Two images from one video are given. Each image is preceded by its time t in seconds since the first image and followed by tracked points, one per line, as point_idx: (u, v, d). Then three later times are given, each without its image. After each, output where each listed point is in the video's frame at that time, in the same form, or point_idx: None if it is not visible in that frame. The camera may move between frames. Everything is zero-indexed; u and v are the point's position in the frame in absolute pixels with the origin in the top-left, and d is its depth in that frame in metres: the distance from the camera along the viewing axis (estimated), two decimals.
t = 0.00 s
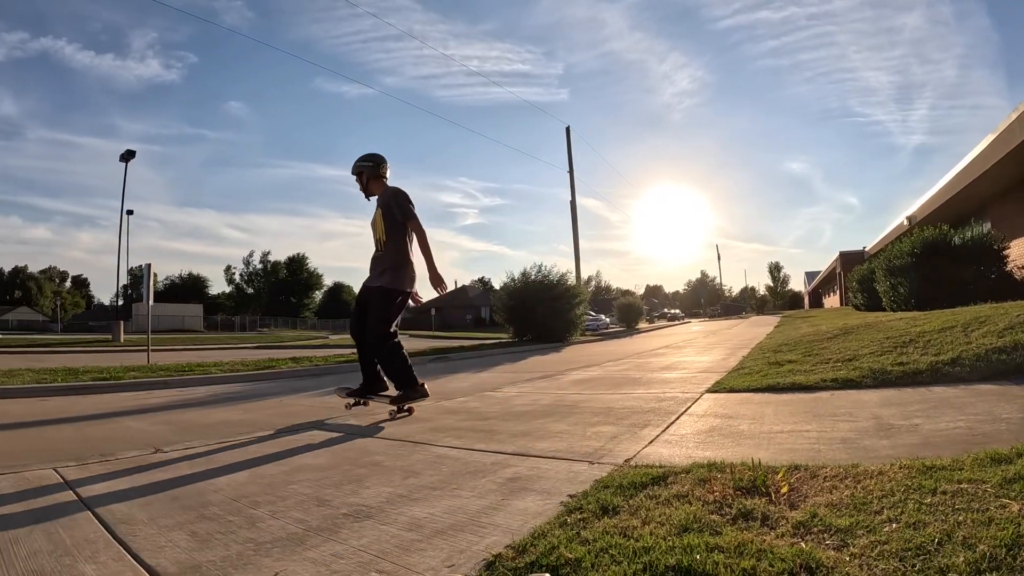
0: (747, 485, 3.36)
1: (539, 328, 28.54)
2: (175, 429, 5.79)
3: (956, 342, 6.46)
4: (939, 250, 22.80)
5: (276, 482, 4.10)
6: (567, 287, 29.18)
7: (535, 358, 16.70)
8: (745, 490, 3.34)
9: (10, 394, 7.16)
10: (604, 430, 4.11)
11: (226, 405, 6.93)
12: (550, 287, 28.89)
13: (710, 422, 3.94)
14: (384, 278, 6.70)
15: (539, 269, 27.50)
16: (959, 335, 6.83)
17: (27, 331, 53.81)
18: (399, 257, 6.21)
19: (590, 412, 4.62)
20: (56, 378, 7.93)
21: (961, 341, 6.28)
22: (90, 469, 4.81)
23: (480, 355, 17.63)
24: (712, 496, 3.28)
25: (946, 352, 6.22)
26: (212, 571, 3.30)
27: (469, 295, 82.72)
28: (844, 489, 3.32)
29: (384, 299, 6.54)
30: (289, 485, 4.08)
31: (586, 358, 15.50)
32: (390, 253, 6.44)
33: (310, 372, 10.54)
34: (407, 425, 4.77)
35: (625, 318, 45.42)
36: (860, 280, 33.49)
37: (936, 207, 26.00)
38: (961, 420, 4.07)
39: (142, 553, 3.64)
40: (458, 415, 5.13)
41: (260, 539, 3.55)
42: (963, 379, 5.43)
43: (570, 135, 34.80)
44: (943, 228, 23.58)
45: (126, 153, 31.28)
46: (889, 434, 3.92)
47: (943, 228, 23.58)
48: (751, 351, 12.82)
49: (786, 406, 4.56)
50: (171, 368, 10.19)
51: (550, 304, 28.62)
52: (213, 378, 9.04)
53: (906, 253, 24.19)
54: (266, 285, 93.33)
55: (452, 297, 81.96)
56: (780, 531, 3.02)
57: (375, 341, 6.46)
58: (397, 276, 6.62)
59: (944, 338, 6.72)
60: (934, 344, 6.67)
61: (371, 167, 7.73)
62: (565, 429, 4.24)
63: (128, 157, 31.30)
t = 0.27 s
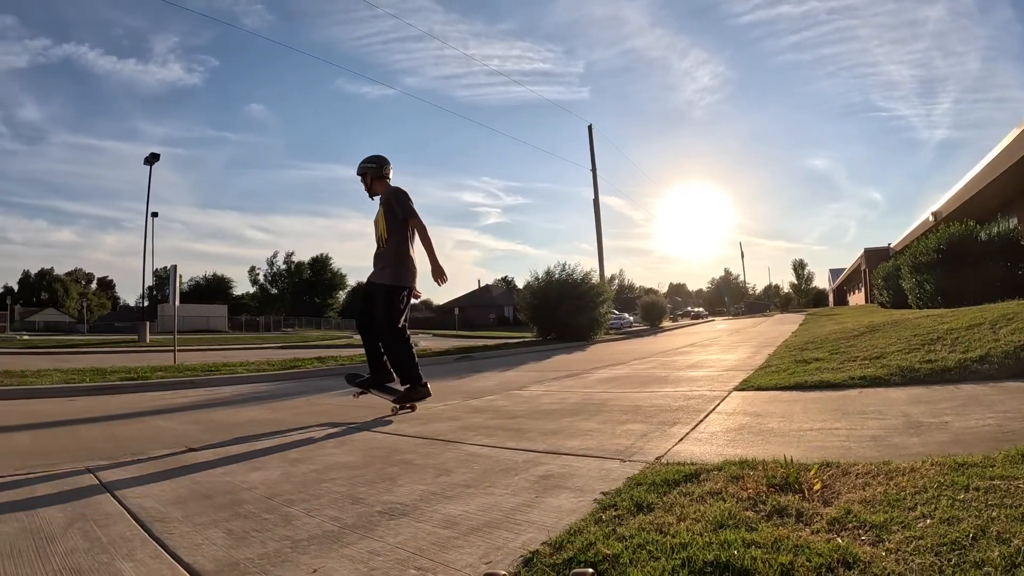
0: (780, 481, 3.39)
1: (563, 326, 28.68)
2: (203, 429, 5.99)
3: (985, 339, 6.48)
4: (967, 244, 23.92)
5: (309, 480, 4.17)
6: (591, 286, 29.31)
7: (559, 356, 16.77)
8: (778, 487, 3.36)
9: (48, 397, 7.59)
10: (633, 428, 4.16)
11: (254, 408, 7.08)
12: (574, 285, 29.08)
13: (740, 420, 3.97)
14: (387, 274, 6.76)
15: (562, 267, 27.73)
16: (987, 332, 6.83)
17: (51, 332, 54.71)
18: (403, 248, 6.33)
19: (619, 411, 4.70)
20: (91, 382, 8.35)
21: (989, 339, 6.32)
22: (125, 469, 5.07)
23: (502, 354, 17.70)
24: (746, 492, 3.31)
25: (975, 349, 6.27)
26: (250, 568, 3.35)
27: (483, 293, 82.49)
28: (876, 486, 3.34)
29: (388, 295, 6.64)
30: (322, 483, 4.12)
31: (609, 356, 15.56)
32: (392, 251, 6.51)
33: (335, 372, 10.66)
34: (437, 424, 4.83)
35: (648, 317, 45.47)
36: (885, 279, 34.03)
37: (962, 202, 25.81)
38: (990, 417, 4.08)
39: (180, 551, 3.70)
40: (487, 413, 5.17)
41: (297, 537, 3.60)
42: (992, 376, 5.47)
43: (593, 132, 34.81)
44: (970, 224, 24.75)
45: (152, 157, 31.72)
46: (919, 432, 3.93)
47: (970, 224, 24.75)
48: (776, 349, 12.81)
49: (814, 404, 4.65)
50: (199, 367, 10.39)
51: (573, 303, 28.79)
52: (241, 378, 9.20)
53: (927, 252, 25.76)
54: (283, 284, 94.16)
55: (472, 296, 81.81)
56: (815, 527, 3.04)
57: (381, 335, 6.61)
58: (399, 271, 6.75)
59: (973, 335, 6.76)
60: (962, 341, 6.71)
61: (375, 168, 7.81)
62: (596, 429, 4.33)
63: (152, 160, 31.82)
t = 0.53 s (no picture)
0: (811, 480, 3.40)
1: (585, 325, 28.91)
2: (229, 429, 6.11)
3: (1013, 336, 6.50)
4: (994, 241, 24.04)
5: (339, 479, 4.23)
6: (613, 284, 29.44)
7: (580, 355, 16.83)
8: (808, 485, 3.38)
9: (79, 396, 7.81)
10: (661, 427, 4.22)
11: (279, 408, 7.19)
12: (596, 283, 29.23)
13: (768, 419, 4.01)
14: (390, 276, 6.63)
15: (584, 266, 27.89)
16: (1014, 330, 6.84)
17: (73, 331, 55.50)
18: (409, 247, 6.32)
19: (644, 410, 4.85)
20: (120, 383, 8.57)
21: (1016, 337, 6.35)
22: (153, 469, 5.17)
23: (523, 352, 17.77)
24: (777, 490, 3.34)
25: (1001, 346, 6.31)
26: (285, 567, 3.39)
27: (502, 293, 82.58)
28: (906, 484, 3.35)
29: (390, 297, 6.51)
30: (352, 482, 4.18)
31: (631, 355, 15.58)
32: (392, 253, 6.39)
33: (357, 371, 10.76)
34: (464, 423, 4.89)
35: (670, 315, 45.42)
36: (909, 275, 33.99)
37: (986, 198, 25.58)
38: (1020, 415, 4.08)
39: (214, 549, 3.76)
40: (514, 412, 5.34)
41: (330, 536, 3.64)
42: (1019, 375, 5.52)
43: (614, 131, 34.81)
44: (995, 221, 24.78)
45: (175, 159, 32.15)
46: (948, 430, 3.94)
47: (995, 221, 24.78)
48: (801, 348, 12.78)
49: (841, 402, 4.73)
50: (224, 367, 10.54)
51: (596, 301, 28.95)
52: (265, 378, 9.33)
53: (953, 249, 25.81)
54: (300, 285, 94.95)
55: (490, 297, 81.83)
56: (848, 525, 3.06)
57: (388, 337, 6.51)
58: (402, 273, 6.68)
59: (1001, 332, 6.79)
60: (989, 338, 6.74)
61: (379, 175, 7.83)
62: (623, 427, 4.49)
63: (176, 163, 32.26)
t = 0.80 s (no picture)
0: (844, 478, 3.43)
1: (608, 324, 29.04)
2: (255, 429, 6.19)
3: None
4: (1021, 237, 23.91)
5: (372, 478, 4.30)
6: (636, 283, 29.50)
7: (603, 354, 16.86)
8: (842, 483, 3.41)
9: (108, 398, 7.95)
10: (691, 427, 4.27)
11: (305, 409, 7.27)
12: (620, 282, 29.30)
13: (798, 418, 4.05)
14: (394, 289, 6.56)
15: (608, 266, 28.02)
16: None
17: (96, 330, 56.48)
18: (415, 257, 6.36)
19: (674, 409, 4.95)
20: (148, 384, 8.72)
21: None
22: (186, 467, 5.25)
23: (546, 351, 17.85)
24: (812, 488, 3.37)
25: None
26: (322, 564, 3.45)
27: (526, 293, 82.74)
28: (939, 482, 3.36)
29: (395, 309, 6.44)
30: (384, 481, 4.24)
31: (654, 355, 15.58)
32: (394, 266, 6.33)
33: (381, 371, 10.88)
34: (494, 424, 4.95)
35: (693, 314, 45.39)
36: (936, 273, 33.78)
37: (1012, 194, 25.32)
38: None
39: (249, 547, 3.82)
40: (544, 412, 5.48)
41: (365, 534, 3.69)
42: None
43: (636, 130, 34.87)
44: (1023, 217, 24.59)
45: (200, 161, 33.00)
46: (980, 429, 3.95)
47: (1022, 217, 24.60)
48: (827, 348, 12.73)
49: (870, 400, 4.83)
50: (249, 366, 10.71)
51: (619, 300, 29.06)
52: (290, 377, 9.47)
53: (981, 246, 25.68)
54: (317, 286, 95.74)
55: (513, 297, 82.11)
56: (885, 522, 3.08)
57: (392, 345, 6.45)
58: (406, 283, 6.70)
59: None
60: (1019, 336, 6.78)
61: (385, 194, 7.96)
62: (652, 427, 4.60)
63: (202, 165, 33.04)
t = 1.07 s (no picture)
0: (869, 476, 3.46)
1: (627, 323, 29.12)
2: (274, 428, 6.25)
3: None
4: None
5: (396, 477, 4.36)
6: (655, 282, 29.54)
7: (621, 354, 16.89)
8: (867, 481, 3.45)
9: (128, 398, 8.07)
10: (713, 426, 4.33)
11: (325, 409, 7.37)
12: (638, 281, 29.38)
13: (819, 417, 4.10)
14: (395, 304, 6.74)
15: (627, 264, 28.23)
16: None
17: (112, 330, 57.21)
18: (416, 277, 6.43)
19: (694, 408, 5.02)
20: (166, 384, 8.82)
21: None
22: (209, 466, 5.32)
23: (561, 351, 17.96)
24: (837, 487, 3.41)
25: None
26: (350, 562, 3.49)
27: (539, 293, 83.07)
28: (964, 479, 3.38)
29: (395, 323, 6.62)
30: (409, 479, 4.30)
31: (671, 354, 15.60)
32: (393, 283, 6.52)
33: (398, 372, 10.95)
34: (515, 424, 5.01)
35: (711, 313, 45.36)
36: (956, 271, 33.60)
37: None
38: None
39: (276, 546, 3.86)
40: (565, 411, 5.56)
41: (392, 532, 3.73)
42: None
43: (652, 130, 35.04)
44: None
45: (217, 163, 33.84)
46: (1003, 427, 3.97)
47: None
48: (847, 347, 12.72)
49: (892, 398, 4.91)
50: (266, 366, 10.85)
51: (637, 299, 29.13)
52: (307, 377, 9.57)
53: (1000, 242, 25.57)
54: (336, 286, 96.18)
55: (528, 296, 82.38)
56: (911, 520, 3.10)
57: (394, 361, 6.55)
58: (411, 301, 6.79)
59: None
60: None
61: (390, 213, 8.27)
62: (673, 425, 4.67)
63: (218, 166, 33.95)
